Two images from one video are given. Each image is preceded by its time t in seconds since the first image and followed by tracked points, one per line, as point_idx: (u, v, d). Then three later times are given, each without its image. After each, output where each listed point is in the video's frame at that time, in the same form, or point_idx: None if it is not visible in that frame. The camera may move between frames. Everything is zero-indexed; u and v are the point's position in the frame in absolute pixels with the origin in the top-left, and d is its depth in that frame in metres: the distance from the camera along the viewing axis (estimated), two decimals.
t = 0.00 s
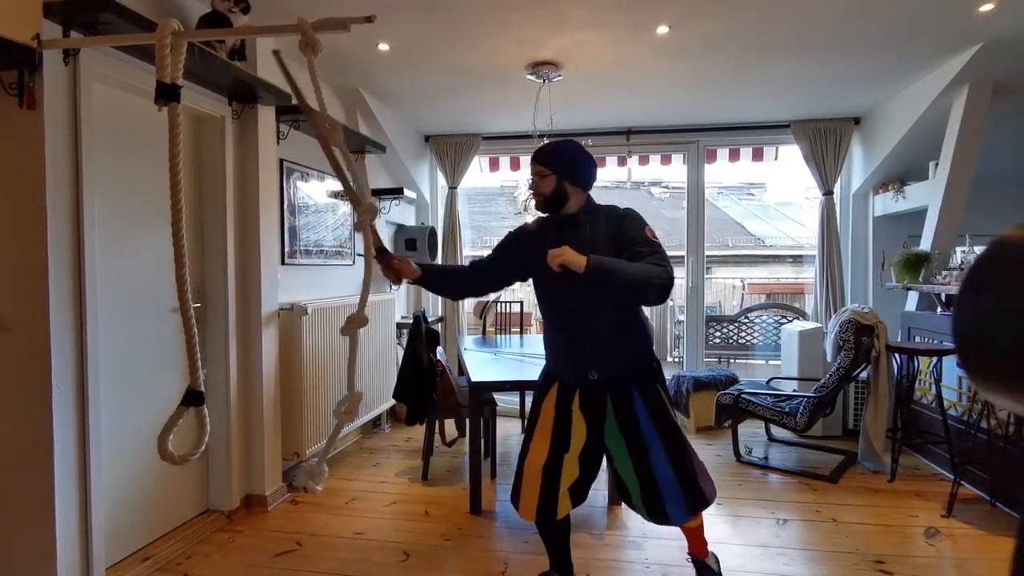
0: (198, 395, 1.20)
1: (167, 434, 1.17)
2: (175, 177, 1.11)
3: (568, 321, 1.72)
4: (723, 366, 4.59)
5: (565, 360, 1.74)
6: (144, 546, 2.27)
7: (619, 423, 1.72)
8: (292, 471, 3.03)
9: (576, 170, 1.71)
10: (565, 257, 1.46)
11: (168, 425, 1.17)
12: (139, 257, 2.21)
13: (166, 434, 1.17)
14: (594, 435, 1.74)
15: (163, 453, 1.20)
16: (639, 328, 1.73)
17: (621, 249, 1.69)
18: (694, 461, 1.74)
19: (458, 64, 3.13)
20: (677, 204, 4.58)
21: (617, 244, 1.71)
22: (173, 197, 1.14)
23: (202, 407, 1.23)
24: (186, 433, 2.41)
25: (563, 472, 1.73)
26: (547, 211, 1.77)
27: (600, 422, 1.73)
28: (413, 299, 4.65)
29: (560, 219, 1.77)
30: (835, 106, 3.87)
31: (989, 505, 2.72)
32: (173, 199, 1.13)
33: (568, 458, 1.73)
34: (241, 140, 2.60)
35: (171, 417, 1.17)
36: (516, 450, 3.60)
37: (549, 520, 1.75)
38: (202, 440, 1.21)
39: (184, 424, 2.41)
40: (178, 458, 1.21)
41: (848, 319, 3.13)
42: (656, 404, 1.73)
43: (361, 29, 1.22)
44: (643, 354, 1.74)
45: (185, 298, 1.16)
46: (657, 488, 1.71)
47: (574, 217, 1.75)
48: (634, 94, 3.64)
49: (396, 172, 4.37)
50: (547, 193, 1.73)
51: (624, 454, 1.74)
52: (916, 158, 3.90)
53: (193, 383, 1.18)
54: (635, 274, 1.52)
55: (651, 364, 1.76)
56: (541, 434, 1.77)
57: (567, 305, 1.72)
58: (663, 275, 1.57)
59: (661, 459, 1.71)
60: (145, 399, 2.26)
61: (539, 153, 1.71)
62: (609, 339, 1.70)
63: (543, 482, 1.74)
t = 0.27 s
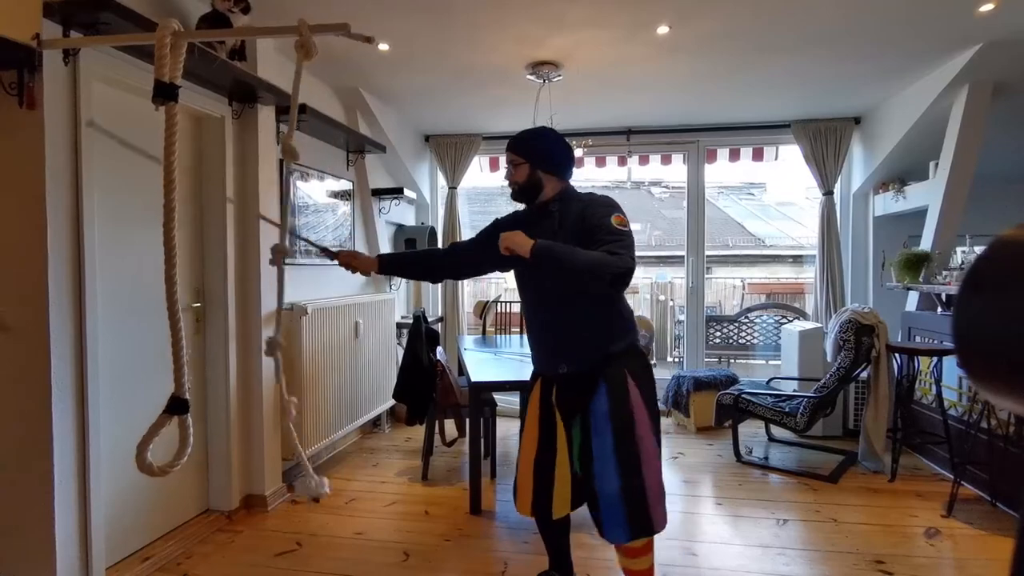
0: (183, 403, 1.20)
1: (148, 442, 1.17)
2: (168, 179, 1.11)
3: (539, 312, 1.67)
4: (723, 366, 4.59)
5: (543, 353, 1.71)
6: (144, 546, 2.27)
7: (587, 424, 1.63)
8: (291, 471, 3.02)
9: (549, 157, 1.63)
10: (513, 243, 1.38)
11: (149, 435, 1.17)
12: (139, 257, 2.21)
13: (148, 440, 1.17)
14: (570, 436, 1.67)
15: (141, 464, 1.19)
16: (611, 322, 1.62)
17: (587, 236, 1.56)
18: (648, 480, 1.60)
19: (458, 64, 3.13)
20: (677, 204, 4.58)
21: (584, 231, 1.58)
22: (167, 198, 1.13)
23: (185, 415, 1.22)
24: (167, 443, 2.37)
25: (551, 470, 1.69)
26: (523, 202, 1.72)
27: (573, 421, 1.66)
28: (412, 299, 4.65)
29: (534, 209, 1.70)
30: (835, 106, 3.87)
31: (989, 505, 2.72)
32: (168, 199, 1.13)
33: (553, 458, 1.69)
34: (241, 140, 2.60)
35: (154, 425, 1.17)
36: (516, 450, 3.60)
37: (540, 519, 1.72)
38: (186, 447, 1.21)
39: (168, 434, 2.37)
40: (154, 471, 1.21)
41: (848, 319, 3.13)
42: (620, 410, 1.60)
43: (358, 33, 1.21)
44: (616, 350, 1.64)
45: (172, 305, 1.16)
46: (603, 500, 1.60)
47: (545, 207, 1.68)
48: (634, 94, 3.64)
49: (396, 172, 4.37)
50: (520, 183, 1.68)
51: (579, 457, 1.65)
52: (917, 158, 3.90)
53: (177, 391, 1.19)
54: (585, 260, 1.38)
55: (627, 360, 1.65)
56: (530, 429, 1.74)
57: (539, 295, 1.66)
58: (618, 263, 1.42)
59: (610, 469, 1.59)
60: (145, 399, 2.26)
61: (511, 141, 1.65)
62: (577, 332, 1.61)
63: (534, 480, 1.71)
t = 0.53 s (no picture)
0: (173, 405, 1.20)
1: (137, 444, 1.17)
2: (166, 179, 1.11)
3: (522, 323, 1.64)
4: (723, 366, 4.59)
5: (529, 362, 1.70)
6: (144, 546, 2.27)
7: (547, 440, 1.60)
8: (291, 471, 3.02)
9: (548, 152, 1.58)
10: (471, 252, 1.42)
11: (139, 437, 1.17)
12: (138, 257, 2.21)
13: (136, 443, 1.17)
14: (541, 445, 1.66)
15: (127, 469, 1.18)
16: (581, 342, 1.53)
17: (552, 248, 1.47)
18: (584, 515, 1.54)
19: (458, 64, 3.13)
20: (677, 204, 4.58)
21: (552, 243, 1.49)
22: (164, 198, 1.13)
23: (176, 417, 1.22)
24: (157, 445, 2.37)
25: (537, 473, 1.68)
26: (526, 199, 1.68)
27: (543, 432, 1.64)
28: (412, 299, 4.65)
29: (537, 206, 1.66)
30: (835, 106, 3.87)
31: (989, 505, 2.72)
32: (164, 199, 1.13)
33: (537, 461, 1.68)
34: (241, 140, 2.60)
35: (144, 427, 1.17)
36: (516, 450, 3.60)
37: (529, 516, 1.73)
38: (176, 449, 1.21)
39: (158, 435, 2.37)
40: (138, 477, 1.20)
41: (848, 319, 3.13)
42: (570, 436, 1.55)
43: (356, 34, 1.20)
44: (586, 373, 1.54)
45: (166, 306, 1.16)
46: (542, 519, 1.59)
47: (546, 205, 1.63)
48: (634, 94, 3.64)
49: (395, 172, 4.37)
50: (522, 179, 1.64)
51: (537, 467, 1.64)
52: (917, 158, 3.90)
53: (169, 394, 1.19)
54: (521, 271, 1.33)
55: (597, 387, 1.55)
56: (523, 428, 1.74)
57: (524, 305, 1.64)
58: (555, 280, 1.33)
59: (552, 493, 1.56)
60: (144, 399, 2.25)
61: (514, 136, 1.62)
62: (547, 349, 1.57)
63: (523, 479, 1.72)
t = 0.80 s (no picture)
0: (179, 405, 1.20)
1: (144, 443, 1.17)
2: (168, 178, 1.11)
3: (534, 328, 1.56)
4: (723, 366, 4.59)
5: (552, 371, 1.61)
6: (144, 546, 2.27)
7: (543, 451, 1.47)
8: (291, 471, 3.02)
9: (560, 132, 1.46)
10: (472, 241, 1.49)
11: (146, 436, 1.17)
12: (139, 257, 2.21)
13: (143, 443, 1.17)
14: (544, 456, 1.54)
15: (137, 468, 1.18)
16: (567, 352, 1.38)
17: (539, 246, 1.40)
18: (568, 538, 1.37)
19: (458, 64, 3.13)
20: (677, 204, 4.58)
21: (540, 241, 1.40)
22: (166, 196, 1.13)
23: (183, 416, 1.22)
24: (165, 445, 2.38)
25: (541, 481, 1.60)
26: (543, 182, 1.57)
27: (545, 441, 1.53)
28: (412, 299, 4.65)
29: (551, 191, 1.55)
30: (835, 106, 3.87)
31: (989, 505, 2.72)
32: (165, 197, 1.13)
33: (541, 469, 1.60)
34: (241, 140, 2.60)
35: (151, 427, 1.17)
36: (516, 450, 3.60)
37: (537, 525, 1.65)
38: (182, 449, 1.21)
39: (166, 436, 2.38)
40: (146, 475, 1.20)
41: (848, 319, 3.14)
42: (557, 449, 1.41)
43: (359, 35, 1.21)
44: (573, 387, 1.39)
45: (171, 306, 1.16)
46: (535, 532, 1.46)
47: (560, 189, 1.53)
48: (634, 94, 3.64)
49: (396, 172, 4.37)
50: (537, 162, 1.54)
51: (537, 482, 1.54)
52: (917, 158, 3.90)
53: (174, 393, 1.18)
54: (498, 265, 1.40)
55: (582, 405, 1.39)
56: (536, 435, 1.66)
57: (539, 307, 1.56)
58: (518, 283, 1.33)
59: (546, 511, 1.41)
60: (144, 399, 2.26)
61: (527, 116, 1.51)
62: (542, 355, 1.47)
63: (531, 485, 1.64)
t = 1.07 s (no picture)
0: (195, 401, 1.20)
1: (163, 440, 1.17)
2: (173, 179, 1.11)
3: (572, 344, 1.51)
4: (723, 366, 4.59)
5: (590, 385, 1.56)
6: (144, 546, 2.27)
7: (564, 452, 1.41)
8: (291, 471, 3.02)
9: (595, 154, 1.41)
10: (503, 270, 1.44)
11: (165, 432, 1.17)
12: (138, 257, 2.21)
13: (162, 440, 1.17)
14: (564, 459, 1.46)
15: (159, 463, 1.19)
16: (598, 374, 1.33)
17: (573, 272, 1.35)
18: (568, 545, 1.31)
19: (458, 64, 3.13)
20: (677, 204, 4.58)
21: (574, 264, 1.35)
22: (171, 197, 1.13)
23: (198, 412, 1.23)
24: (184, 440, 2.40)
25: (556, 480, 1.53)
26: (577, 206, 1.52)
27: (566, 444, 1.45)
28: (412, 299, 4.65)
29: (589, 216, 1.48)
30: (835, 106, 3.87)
31: (989, 505, 2.72)
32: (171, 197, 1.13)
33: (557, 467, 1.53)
34: (241, 140, 2.60)
35: (168, 424, 1.17)
36: (516, 449, 3.60)
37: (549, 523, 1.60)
38: (199, 444, 1.21)
39: (185, 429, 2.41)
40: (167, 469, 1.20)
41: (848, 319, 3.14)
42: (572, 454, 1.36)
43: (360, 36, 1.21)
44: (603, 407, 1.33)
45: (181, 304, 1.17)
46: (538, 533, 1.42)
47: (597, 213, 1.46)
48: (634, 94, 3.64)
49: (396, 172, 4.37)
50: (570, 184, 1.49)
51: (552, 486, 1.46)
52: (917, 158, 3.90)
53: (189, 389, 1.18)
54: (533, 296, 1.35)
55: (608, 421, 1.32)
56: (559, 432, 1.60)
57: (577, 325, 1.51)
58: (553, 313, 1.28)
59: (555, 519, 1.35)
60: (144, 399, 2.25)
61: (562, 142, 1.47)
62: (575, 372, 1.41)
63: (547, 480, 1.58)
